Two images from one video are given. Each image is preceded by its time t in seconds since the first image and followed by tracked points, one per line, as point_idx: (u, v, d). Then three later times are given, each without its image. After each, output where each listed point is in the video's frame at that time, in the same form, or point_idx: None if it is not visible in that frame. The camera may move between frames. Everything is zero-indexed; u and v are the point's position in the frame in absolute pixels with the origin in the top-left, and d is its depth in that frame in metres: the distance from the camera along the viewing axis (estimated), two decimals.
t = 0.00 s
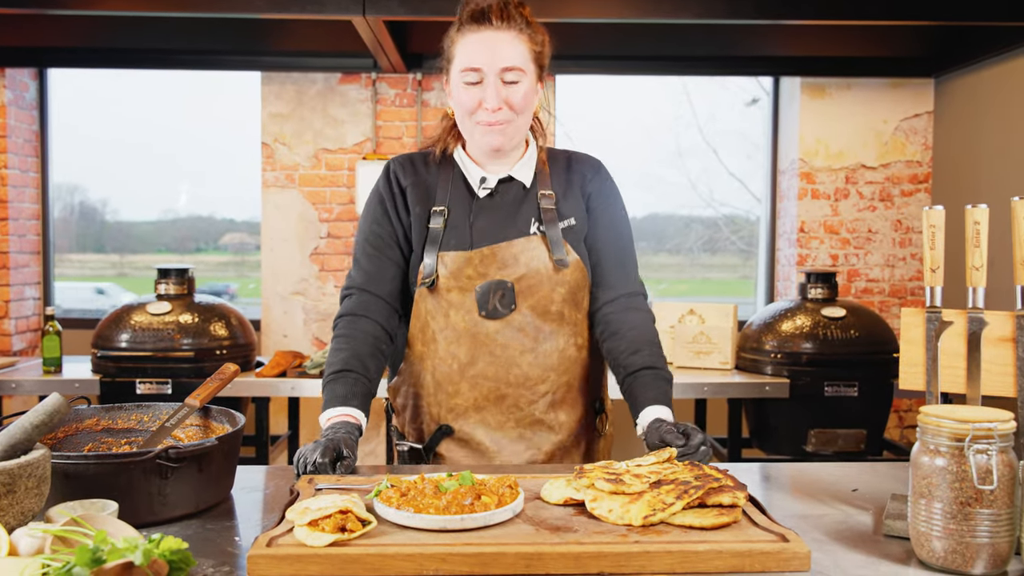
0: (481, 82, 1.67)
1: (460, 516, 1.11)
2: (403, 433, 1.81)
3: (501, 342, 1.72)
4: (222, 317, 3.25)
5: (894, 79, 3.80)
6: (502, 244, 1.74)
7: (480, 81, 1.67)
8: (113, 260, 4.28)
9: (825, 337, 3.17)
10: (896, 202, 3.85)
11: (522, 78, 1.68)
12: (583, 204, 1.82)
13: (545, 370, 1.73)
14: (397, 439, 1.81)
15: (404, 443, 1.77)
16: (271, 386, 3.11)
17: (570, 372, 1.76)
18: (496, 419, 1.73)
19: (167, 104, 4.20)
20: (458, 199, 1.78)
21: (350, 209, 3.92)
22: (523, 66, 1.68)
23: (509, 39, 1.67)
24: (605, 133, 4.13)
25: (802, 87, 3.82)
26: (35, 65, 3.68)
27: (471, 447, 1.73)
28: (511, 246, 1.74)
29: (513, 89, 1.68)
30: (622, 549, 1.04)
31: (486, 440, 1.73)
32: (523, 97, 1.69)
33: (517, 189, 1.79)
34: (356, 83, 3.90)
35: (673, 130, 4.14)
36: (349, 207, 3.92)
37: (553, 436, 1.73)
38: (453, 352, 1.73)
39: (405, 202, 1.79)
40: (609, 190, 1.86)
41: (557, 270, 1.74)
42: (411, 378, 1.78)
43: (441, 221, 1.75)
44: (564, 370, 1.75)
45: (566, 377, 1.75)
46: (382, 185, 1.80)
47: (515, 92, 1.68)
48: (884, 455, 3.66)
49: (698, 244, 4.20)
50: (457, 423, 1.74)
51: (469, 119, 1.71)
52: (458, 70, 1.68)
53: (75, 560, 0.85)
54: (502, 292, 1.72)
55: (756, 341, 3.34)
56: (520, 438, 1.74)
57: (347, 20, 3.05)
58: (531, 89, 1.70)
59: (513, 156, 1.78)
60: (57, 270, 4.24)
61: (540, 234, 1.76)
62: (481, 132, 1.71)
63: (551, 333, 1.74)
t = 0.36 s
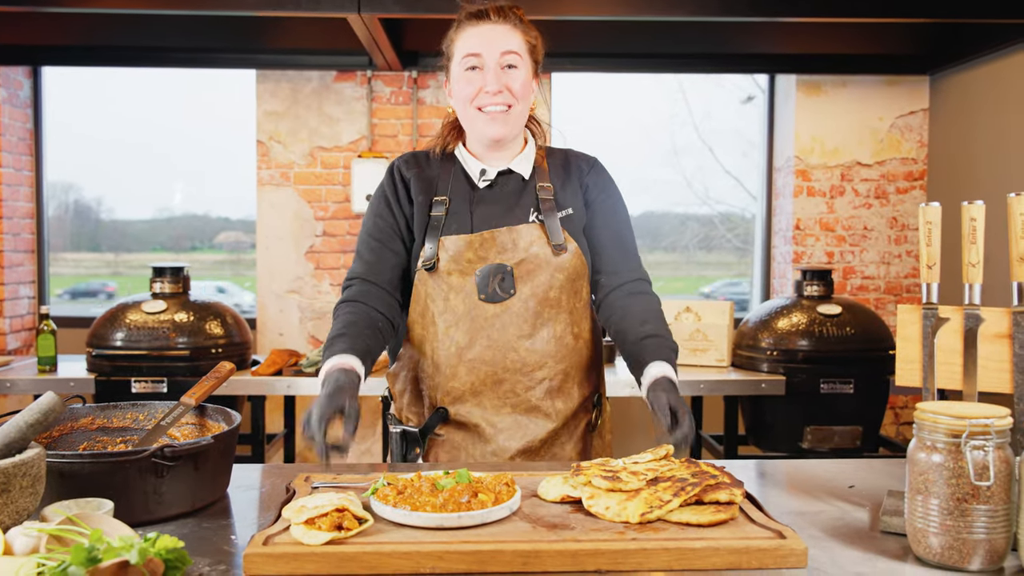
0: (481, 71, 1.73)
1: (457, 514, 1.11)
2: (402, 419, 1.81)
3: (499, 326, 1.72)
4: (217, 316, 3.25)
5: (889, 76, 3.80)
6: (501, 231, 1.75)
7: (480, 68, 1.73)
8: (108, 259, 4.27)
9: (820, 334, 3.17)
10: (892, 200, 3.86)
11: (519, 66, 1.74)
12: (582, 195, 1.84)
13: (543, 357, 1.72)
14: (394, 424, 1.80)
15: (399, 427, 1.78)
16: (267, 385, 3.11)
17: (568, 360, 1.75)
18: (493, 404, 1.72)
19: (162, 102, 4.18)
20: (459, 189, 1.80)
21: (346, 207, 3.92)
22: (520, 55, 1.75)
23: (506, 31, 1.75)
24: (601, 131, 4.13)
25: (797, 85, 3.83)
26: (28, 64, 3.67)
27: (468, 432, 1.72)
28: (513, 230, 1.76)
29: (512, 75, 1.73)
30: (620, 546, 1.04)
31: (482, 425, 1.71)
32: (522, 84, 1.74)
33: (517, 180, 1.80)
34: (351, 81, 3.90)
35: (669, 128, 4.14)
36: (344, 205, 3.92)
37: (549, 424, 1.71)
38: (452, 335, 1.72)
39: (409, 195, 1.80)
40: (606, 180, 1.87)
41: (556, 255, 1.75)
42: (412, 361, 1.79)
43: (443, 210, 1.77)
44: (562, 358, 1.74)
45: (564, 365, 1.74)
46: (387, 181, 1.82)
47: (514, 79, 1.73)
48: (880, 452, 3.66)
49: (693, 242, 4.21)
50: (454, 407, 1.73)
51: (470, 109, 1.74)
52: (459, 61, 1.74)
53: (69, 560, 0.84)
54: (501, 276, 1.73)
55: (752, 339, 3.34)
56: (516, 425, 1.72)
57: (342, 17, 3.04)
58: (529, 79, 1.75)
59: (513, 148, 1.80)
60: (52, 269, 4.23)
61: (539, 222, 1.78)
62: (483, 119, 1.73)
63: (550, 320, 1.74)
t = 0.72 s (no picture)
0: (480, 58, 1.72)
1: (453, 512, 1.10)
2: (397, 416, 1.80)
3: (496, 322, 1.71)
4: (211, 314, 3.23)
5: (883, 74, 3.81)
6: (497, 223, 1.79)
7: (479, 57, 1.72)
8: (102, 257, 4.25)
9: (815, 331, 3.18)
10: (886, 197, 3.87)
11: (518, 54, 1.74)
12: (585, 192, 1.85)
13: (540, 354, 1.70)
14: (389, 420, 1.80)
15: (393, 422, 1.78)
16: (261, 383, 3.10)
17: (565, 359, 1.72)
18: (488, 402, 1.70)
19: (155, 99, 4.17)
20: (456, 182, 1.83)
21: (340, 205, 3.91)
22: (519, 43, 1.75)
23: (504, 21, 1.75)
24: (595, 128, 4.13)
25: (792, 82, 3.83)
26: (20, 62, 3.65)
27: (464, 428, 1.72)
28: (507, 226, 1.75)
29: (513, 63, 1.72)
30: (616, 544, 1.04)
31: (478, 423, 1.71)
32: (522, 72, 1.73)
33: (515, 173, 1.82)
34: (345, 79, 3.89)
35: (663, 125, 4.14)
36: (339, 203, 3.90)
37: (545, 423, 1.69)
38: (449, 331, 1.72)
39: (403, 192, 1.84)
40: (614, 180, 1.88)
41: (552, 249, 1.76)
42: (410, 355, 1.77)
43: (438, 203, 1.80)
44: (559, 357, 1.71)
45: (561, 364, 1.72)
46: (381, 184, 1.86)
47: (514, 67, 1.72)
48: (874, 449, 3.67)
49: (688, 239, 4.21)
50: (449, 404, 1.72)
51: (468, 96, 1.73)
52: (457, 50, 1.74)
53: (64, 559, 0.84)
54: (498, 271, 1.72)
55: (746, 336, 3.34)
56: (511, 423, 1.70)
57: (336, 14, 3.03)
58: (529, 68, 1.75)
59: (510, 138, 1.80)
60: (45, 267, 4.22)
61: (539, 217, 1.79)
62: (483, 106, 1.72)
63: (547, 317, 1.72)
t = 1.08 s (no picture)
0: (480, 76, 1.73)
1: (451, 521, 1.10)
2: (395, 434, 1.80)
3: (495, 345, 1.72)
4: (207, 321, 3.23)
5: (878, 79, 3.82)
6: (494, 245, 1.77)
7: (479, 75, 1.72)
8: (97, 264, 4.24)
9: (811, 336, 3.18)
10: (881, 202, 3.87)
11: (520, 73, 1.74)
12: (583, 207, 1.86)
13: (539, 376, 1.72)
14: (388, 440, 1.80)
15: (393, 443, 1.77)
16: (257, 390, 3.09)
17: (565, 379, 1.74)
18: (489, 423, 1.71)
19: (150, 106, 4.16)
20: (452, 201, 1.81)
21: (336, 211, 3.90)
22: (520, 61, 1.74)
23: (507, 36, 1.75)
24: (591, 133, 4.14)
25: (787, 87, 3.84)
26: (15, 68, 3.64)
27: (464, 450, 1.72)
28: (505, 248, 1.74)
29: (513, 83, 1.72)
30: (615, 552, 1.03)
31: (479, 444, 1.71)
32: (522, 93, 1.73)
33: (512, 189, 1.82)
34: (341, 85, 3.89)
35: (659, 131, 4.14)
36: (335, 209, 3.90)
37: (546, 443, 1.71)
38: (447, 354, 1.73)
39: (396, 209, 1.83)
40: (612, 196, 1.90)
41: (552, 273, 1.75)
42: (409, 377, 1.76)
43: (434, 224, 1.78)
44: (559, 377, 1.73)
45: (561, 384, 1.73)
46: (375, 197, 1.84)
47: (514, 87, 1.72)
48: (871, 454, 3.67)
49: (683, 244, 4.22)
50: (449, 426, 1.72)
51: (467, 115, 1.74)
52: (457, 65, 1.74)
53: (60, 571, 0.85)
54: (497, 294, 1.72)
55: (743, 341, 3.34)
56: (512, 444, 1.72)
57: (332, 21, 3.03)
58: (529, 87, 1.75)
59: (507, 157, 1.80)
60: (40, 274, 4.20)
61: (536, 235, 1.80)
62: (481, 127, 1.73)
63: (546, 338, 1.74)
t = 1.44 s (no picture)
0: (475, 75, 1.73)
1: (446, 522, 1.09)
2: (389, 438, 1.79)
3: (491, 351, 1.72)
4: (200, 323, 3.22)
5: (871, 80, 3.83)
6: (490, 250, 1.77)
7: (474, 74, 1.73)
8: (89, 265, 4.22)
9: (805, 337, 3.19)
10: (874, 202, 3.89)
11: (515, 71, 1.74)
12: (580, 209, 1.86)
13: (536, 381, 1.72)
14: (382, 445, 1.79)
15: (388, 447, 1.77)
16: (251, 392, 3.08)
17: (562, 385, 1.74)
18: (485, 428, 1.71)
19: (141, 106, 4.14)
20: (448, 204, 1.81)
21: (330, 212, 3.89)
22: (516, 60, 1.74)
23: (503, 33, 1.74)
24: (585, 134, 4.14)
25: (780, 88, 3.85)
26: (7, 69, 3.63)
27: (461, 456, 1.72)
28: (503, 252, 1.75)
29: (508, 81, 1.72)
30: (611, 553, 1.03)
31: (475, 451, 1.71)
32: (518, 91, 1.74)
33: (509, 192, 1.82)
34: (334, 86, 3.89)
35: (653, 132, 4.15)
36: (328, 210, 3.89)
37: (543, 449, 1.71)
38: (443, 359, 1.72)
39: (391, 210, 1.82)
40: (610, 201, 1.90)
41: (550, 277, 1.76)
42: (404, 382, 1.74)
43: (430, 226, 1.78)
44: (556, 383, 1.73)
45: (557, 389, 1.73)
46: (369, 198, 1.83)
47: (509, 85, 1.73)
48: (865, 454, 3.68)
49: (677, 245, 4.22)
50: (445, 431, 1.72)
51: (463, 114, 1.74)
52: (452, 64, 1.74)
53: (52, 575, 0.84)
54: (494, 299, 1.72)
55: (738, 341, 3.35)
56: (509, 449, 1.71)
57: (325, 22, 3.03)
58: (525, 85, 1.75)
59: (503, 155, 1.81)
60: (32, 276, 4.18)
61: (534, 239, 1.81)
62: (476, 127, 1.73)
63: (542, 344, 1.74)
